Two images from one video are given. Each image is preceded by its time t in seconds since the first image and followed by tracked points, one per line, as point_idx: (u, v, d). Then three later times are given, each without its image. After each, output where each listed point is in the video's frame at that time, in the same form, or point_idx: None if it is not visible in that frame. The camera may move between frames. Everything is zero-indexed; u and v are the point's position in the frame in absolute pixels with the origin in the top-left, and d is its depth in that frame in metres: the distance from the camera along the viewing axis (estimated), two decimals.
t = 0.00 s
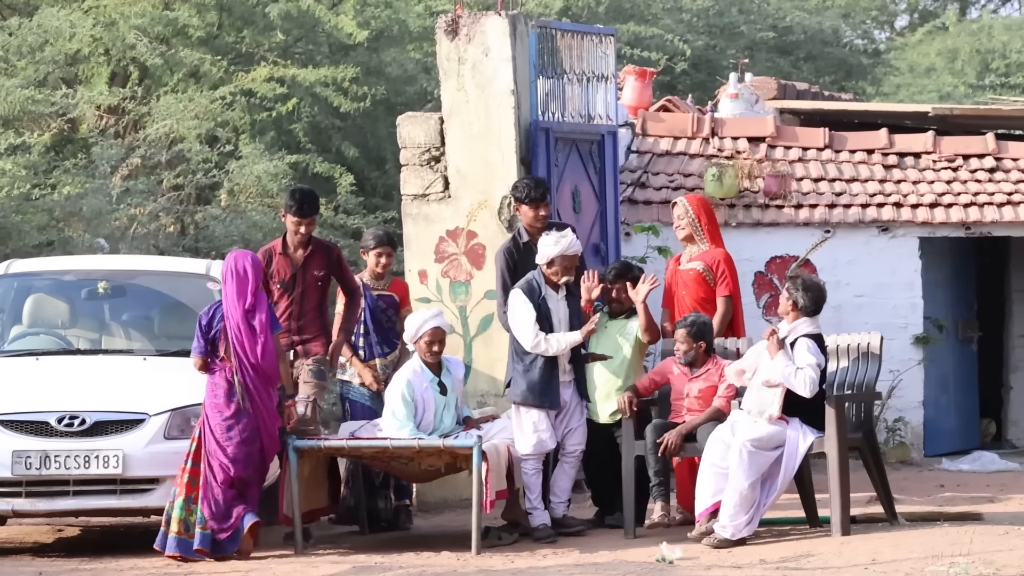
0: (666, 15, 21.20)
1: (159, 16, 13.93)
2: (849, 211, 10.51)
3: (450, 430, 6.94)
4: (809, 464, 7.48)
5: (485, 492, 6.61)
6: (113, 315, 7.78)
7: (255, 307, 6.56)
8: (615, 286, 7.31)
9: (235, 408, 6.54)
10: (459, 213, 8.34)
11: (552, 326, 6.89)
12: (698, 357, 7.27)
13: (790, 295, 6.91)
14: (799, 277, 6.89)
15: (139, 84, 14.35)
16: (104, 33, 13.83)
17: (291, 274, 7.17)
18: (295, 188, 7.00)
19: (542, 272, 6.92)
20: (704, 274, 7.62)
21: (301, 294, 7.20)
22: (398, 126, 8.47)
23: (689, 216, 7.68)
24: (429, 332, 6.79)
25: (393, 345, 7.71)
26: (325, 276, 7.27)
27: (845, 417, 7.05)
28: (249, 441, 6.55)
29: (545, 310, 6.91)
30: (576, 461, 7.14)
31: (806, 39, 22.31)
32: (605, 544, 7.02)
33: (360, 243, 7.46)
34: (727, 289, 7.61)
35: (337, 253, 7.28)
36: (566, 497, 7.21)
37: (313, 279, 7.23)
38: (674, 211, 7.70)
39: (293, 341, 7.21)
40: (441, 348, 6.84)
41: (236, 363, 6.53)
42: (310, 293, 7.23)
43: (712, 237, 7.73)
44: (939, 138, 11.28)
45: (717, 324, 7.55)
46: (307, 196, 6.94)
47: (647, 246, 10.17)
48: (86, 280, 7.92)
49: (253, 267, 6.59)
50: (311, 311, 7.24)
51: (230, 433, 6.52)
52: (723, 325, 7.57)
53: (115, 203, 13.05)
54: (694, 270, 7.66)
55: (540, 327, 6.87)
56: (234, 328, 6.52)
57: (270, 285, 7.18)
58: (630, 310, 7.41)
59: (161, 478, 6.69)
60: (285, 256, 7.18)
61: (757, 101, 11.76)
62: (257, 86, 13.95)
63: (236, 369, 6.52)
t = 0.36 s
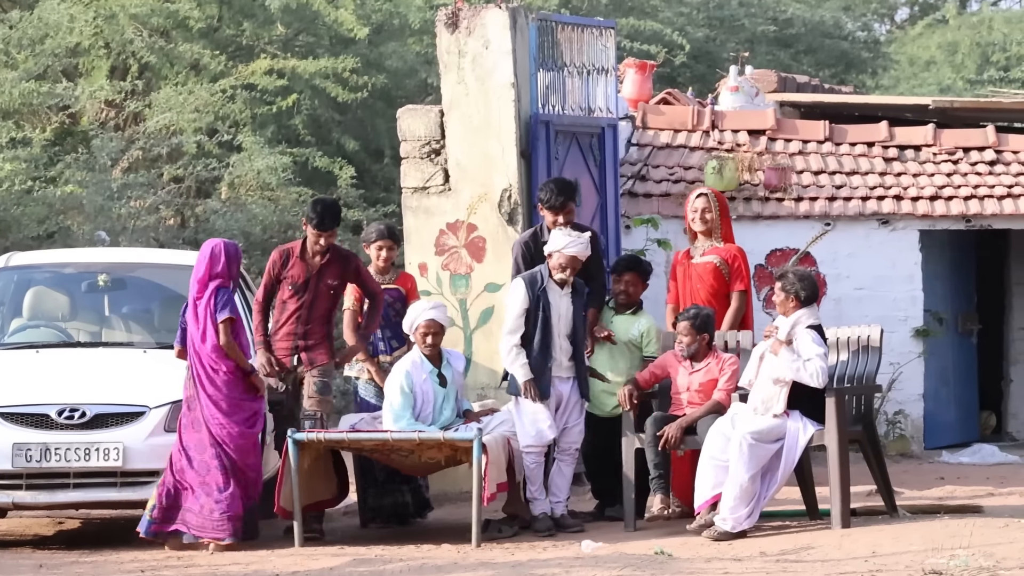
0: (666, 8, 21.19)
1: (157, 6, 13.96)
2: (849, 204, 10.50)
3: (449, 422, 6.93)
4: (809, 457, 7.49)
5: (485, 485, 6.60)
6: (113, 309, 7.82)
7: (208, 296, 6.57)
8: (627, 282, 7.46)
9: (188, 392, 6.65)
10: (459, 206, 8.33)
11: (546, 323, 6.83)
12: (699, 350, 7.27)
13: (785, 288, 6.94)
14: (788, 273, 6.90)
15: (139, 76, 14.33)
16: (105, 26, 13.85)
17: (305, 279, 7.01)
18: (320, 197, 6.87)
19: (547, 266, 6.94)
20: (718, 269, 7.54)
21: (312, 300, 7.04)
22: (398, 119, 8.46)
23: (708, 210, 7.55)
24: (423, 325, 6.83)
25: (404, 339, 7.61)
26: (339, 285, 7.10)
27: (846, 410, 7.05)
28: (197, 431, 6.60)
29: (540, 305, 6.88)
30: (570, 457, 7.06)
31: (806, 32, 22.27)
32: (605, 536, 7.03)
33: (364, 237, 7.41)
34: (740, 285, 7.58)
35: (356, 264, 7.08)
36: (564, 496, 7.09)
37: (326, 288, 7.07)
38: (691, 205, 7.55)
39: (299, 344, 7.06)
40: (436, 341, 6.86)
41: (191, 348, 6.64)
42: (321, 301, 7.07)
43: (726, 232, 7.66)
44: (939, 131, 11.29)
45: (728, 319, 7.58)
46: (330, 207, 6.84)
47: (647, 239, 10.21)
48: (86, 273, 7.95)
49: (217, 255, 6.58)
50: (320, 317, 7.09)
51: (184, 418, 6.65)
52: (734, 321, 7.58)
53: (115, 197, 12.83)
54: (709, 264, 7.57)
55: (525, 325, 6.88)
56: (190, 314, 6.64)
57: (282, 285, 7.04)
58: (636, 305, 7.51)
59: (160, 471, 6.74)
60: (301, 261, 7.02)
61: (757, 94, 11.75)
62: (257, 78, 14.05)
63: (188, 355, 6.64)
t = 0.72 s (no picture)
0: (668, 3, 21.19)
1: (158, 4, 13.93)
2: (850, 200, 10.50)
3: (451, 419, 6.92)
4: (809, 453, 7.49)
5: (486, 482, 6.60)
6: (114, 305, 7.85)
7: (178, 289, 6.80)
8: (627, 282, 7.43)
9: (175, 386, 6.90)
10: (461, 203, 8.33)
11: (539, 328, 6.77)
12: (703, 347, 7.30)
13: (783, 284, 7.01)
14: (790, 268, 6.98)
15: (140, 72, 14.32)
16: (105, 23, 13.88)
17: (314, 274, 7.01)
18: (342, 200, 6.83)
19: (541, 267, 6.88)
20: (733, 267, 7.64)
21: (316, 297, 7.06)
22: (399, 116, 8.47)
23: (724, 209, 7.63)
24: (434, 317, 6.79)
25: (407, 333, 7.57)
26: (346, 287, 7.12)
27: (847, 406, 7.05)
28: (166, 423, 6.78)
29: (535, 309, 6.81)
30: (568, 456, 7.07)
31: (807, 27, 22.26)
32: (606, 533, 7.03)
33: (367, 228, 7.39)
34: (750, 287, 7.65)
35: (367, 270, 7.11)
36: (563, 494, 7.13)
37: (334, 288, 7.08)
38: (714, 201, 7.63)
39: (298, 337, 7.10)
40: (447, 333, 6.85)
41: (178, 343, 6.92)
42: (326, 300, 7.10)
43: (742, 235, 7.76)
44: (940, 127, 11.29)
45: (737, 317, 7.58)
46: (353, 213, 6.78)
47: (647, 236, 10.15)
48: (87, 269, 7.95)
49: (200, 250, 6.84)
50: (321, 312, 7.12)
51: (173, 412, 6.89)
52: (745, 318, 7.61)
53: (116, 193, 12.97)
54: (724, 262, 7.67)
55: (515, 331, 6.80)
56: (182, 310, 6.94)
57: (290, 276, 7.04)
58: (637, 303, 7.50)
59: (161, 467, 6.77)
60: (313, 258, 7.01)
61: (759, 91, 11.76)
62: (257, 74, 13.97)
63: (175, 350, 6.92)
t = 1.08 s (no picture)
0: None
1: None
2: (857, 195, 10.40)
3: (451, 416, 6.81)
4: (816, 452, 7.37)
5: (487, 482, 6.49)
6: (109, 301, 7.73)
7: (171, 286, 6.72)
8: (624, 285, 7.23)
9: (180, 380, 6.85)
10: (461, 198, 8.20)
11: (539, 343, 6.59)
12: (707, 343, 7.15)
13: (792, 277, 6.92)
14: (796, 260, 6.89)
15: (135, 65, 14.17)
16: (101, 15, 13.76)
17: (300, 282, 6.87)
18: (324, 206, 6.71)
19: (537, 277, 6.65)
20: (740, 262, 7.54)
21: (304, 305, 6.94)
22: (398, 109, 8.35)
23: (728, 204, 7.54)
24: (434, 313, 6.69)
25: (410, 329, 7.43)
26: (333, 292, 7.01)
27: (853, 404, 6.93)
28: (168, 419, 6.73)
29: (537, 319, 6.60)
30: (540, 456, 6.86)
31: (813, 20, 22.16)
32: (608, 533, 6.91)
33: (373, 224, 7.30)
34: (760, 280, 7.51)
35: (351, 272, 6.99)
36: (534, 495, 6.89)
37: (321, 294, 6.97)
38: (717, 197, 7.55)
39: (288, 343, 7.00)
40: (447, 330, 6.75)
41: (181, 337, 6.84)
42: (315, 306, 6.98)
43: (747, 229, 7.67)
44: (948, 120, 11.15)
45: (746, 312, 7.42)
46: (334, 218, 6.68)
47: (650, 233, 10.12)
48: (82, 265, 7.85)
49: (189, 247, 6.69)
50: (311, 319, 7.01)
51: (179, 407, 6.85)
52: (754, 311, 7.44)
53: (110, 188, 12.86)
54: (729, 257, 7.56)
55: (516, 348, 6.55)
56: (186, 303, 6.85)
57: (275, 286, 6.90)
58: (639, 301, 7.40)
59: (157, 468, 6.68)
60: (297, 265, 6.86)
61: (763, 84, 11.65)
62: (256, 69, 13.93)
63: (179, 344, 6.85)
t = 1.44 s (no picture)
0: None
1: None
2: (874, 188, 10.03)
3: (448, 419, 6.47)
4: (832, 460, 6.96)
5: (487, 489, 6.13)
6: (90, 300, 7.36)
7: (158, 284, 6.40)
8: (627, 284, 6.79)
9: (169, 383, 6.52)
10: (459, 191, 7.84)
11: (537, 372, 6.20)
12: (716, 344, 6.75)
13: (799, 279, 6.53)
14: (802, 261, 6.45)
15: (117, 52, 13.76)
16: None
17: (281, 265, 6.49)
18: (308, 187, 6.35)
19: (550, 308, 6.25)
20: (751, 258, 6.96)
21: (285, 295, 6.54)
22: (395, 98, 8.01)
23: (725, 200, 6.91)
24: (425, 313, 6.26)
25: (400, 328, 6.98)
26: (317, 281, 6.60)
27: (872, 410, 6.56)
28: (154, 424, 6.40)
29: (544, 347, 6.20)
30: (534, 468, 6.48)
31: (828, 7, 21.62)
32: (612, 544, 6.54)
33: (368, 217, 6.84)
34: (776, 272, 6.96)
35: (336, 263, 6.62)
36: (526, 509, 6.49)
37: (303, 283, 6.57)
38: (712, 199, 6.93)
39: (268, 337, 6.58)
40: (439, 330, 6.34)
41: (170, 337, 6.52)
42: (297, 297, 6.58)
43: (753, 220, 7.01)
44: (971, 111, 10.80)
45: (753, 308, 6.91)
46: (319, 200, 6.30)
47: (657, 226, 9.78)
48: (62, 262, 7.48)
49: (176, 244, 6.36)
50: (293, 311, 6.60)
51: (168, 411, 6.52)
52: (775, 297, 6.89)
53: (92, 180, 12.37)
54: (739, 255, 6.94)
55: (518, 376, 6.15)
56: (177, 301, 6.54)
57: (256, 274, 6.52)
58: (645, 302, 6.95)
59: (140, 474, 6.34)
60: (279, 249, 6.49)
61: (777, 72, 11.33)
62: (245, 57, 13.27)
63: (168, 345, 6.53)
